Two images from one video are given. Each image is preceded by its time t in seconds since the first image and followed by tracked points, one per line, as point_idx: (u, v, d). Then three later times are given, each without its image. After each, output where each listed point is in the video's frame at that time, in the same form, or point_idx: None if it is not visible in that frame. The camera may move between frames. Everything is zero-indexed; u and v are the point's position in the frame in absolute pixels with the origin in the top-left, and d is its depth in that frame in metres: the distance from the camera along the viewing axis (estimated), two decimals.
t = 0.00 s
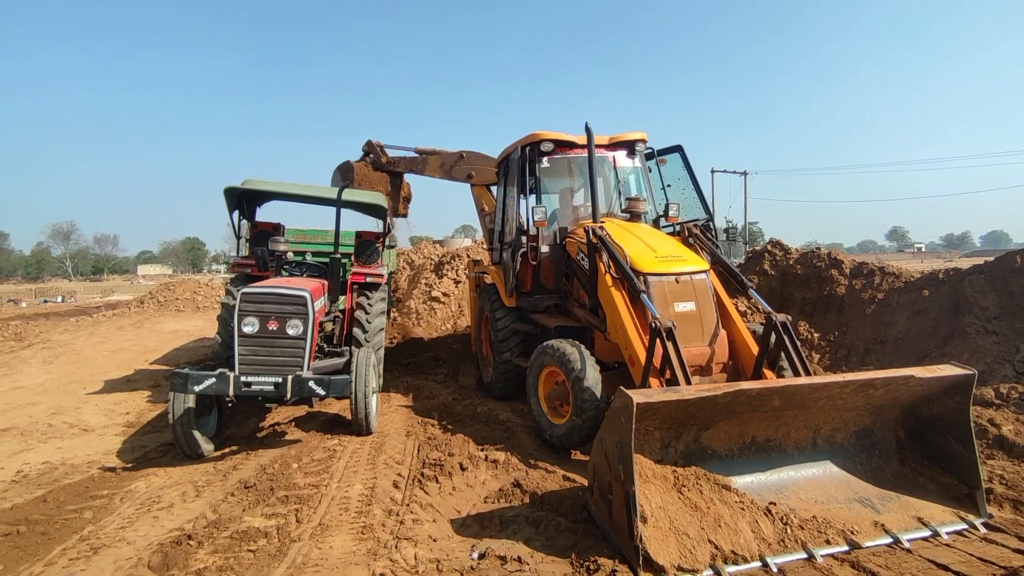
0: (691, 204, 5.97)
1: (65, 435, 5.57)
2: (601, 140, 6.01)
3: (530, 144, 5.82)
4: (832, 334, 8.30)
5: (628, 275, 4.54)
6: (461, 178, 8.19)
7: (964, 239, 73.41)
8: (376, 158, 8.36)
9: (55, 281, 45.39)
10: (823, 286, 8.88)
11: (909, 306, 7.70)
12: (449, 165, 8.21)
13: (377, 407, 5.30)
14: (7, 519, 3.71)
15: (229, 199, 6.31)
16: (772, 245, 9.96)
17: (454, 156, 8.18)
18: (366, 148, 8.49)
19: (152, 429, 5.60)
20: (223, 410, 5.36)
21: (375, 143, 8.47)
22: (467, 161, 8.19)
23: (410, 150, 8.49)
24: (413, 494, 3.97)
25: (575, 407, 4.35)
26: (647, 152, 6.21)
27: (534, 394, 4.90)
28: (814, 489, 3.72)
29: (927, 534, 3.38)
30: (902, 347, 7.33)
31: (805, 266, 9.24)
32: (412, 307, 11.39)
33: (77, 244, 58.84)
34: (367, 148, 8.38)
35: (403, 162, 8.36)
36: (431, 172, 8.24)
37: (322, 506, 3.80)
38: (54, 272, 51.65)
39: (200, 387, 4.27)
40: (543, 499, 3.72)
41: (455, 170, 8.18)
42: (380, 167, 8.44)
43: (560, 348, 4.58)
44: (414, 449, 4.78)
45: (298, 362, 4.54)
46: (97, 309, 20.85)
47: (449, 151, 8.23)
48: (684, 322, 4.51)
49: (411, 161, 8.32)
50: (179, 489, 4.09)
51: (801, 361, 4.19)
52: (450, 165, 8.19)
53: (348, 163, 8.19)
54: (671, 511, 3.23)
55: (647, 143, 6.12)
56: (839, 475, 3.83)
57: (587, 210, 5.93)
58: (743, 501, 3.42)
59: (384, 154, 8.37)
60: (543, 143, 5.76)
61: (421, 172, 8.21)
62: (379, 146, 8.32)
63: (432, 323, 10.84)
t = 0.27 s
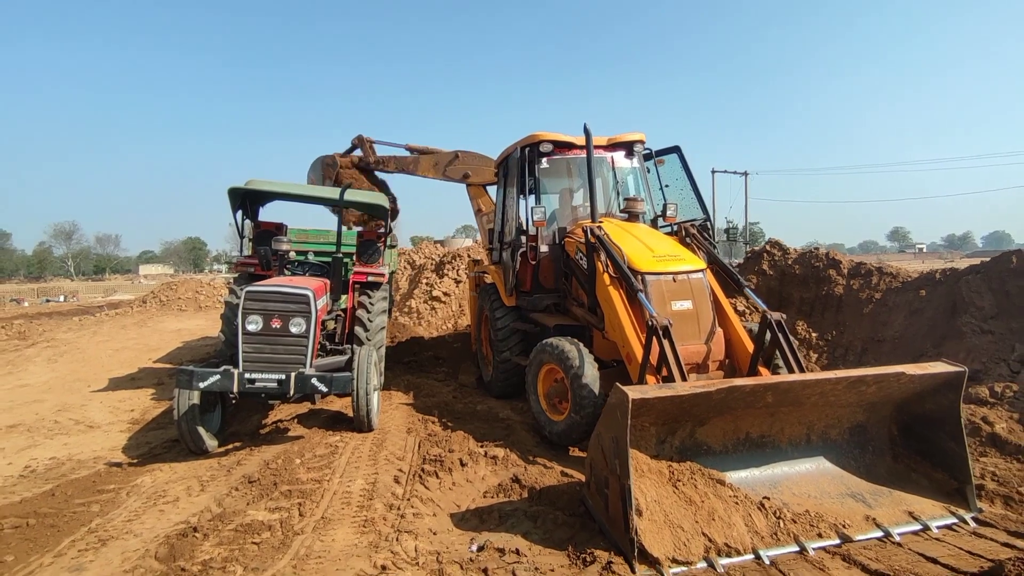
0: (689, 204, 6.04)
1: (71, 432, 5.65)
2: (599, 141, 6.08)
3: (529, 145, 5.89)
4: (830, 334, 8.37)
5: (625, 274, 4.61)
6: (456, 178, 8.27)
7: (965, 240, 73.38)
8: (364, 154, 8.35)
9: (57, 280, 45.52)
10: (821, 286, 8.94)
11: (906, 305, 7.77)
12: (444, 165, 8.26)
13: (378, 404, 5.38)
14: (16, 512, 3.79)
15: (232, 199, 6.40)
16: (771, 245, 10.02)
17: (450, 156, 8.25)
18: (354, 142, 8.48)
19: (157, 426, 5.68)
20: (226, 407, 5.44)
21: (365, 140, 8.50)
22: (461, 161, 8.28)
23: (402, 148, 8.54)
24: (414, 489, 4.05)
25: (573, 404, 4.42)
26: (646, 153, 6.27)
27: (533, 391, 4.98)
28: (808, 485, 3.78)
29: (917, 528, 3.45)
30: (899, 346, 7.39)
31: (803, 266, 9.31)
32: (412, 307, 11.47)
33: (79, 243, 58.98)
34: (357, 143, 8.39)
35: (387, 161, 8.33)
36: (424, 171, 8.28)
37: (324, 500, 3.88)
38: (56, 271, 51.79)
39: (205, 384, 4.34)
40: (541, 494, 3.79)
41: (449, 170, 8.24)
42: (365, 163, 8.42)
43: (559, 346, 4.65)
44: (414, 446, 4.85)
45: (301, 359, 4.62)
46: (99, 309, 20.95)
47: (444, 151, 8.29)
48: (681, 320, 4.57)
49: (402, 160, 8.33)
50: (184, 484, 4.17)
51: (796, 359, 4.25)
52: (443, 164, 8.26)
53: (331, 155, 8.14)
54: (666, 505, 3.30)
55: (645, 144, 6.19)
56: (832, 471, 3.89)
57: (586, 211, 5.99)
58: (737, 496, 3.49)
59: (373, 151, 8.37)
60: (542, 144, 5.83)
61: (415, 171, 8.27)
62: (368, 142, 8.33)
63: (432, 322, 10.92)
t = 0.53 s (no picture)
0: (683, 205, 6.10)
1: (71, 432, 5.69)
2: (594, 143, 6.13)
3: (525, 146, 5.95)
4: (824, 334, 8.44)
5: (620, 274, 4.67)
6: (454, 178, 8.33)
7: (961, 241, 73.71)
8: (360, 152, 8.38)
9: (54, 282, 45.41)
10: (815, 286, 9.02)
11: (899, 305, 7.85)
12: (441, 165, 8.31)
13: (376, 404, 5.42)
14: (18, 511, 3.83)
15: (232, 201, 6.45)
16: (766, 245, 10.10)
17: (447, 156, 8.30)
18: (353, 137, 8.50)
19: (156, 426, 5.72)
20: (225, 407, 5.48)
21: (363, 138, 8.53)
22: (460, 161, 8.33)
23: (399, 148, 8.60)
24: (412, 486, 4.10)
25: (569, 402, 4.47)
26: (640, 154, 6.33)
27: (529, 391, 5.03)
28: (799, 481, 3.85)
29: (906, 523, 3.52)
30: (892, 345, 7.47)
31: (798, 267, 9.39)
32: (410, 308, 11.52)
33: (76, 245, 58.86)
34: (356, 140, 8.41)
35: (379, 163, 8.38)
36: (420, 172, 8.34)
37: (323, 498, 3.93)
38: (53, 273, 51.67)
39: (205, 384, 4.39)
40: (537, 491, 3.84)
41: (447, 170, 8.29)
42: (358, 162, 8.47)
43: (554, 346, 4.71)
44: (412, 444, 4.91)
45: (300, 359, 4.66)
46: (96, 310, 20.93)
47: (442, 152, 8.34)
48: (675, 320, 4.64)
49: (399, 160, 8.38)
50: (184, 482, 4.22)
51: (787, 358, 4.32)
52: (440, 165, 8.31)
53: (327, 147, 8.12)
54: (659, 500, 3.36)
55: (639, 146, 6.24)
56: (824, 468, 3.95)
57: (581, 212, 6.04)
58: (730, 492, 3.55)
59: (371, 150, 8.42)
60: (538, 146, 5.90)
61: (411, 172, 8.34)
62: (368, 140, 8.38)
63: (429, 323, 10.97)
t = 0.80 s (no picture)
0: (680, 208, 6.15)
1: (70, 435, 5.70)
2: (592, 146, 6.18)
3: (523, 149, 6.00)
4: (819, 335, 8.50)
5: (618, 276, 4.72)
6: (452, 180, 8.37)
7: (955, 241, 74.11)
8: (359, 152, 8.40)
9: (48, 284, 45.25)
10: (810, 287, 9.08)
11: (893, 306, 7.91)
12: (438, 167, 8.34)
13: (375, 405, 5.45)
14: (20, 513, 3.86)
15: (230, 204, 6.46)
16: (762, 247, 10.17)
17: (445, 158, 8.34)
18: (355, 136, 8.51)
19: (156, 428, 5.74)
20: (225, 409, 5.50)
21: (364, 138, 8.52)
22: (458, 163, 8.36)
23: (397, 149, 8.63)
24: (412, 487, 4.13)
25: (567, 404, 4.52)
26: (638, 157, 6.39)
27: (527, 392, 5.07)
28: (795, 481, 3.90)
29: (899, 522, 3.57)
30: (887, 346, 7.53)
31: (793, 268, 9.45)
32: (407, 309, 11.54)
33: (71, 247, 58.65)
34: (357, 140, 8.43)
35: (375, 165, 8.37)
36: (418, 174, 8.37)
37: (323, 499, 3.96)
38: (47, 275, 51.49)
39: (205, 386, 4.41)
40: (536, 491, 3.89)
41: (445, 172, 8.33)
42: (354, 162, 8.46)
43: (553, 348, 4.75)
44: (411, 446, 4.94)
45: (300, 362, 4.69)
46: (92, 312, 20.89)
47: (440, 154, 8.38)
48: (672, 322, 4.68)
49: (397, 162, 8.42)
50: (185, 484, 4.25)
51: (783, 359, 4.37)
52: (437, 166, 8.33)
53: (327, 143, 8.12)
54: (657, 500, 3.40)
55: (637, 149, 6.30)
56: (819, 467, 4.00)
57: (579, 214, 6.08)
58: (726, 491, 3.59)
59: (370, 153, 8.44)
60: (536, 149, 5.93)
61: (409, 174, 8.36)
62: (369, 141, 8.41)
63: (427, 325, 11.01)
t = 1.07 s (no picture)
0: (677, 211, 6.19)
1: (67, 439, 5.68)
2: (589, 149, 6.24)
3: (521, 153, 6.04)
4: (814, 336, 8.57)
5: (615, 279, 4.75)
6: (450, 183, 8.39)
7: (947, 243, 74.67)
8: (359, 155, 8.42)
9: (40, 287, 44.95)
10: (805, 289, 9.15)
11: (887, 307, 7.99)
12: (436, 170, 8.36)
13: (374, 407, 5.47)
14: (19, 517, 3.85)
15: (229, 208, 6.49)
16: (756, 249, 10.23)
17: (443, 161, 8.36)
18: (358, 137, 8.52)
19: (153, 432, 5.73)
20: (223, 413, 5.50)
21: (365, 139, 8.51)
22: (455, 166, 8.38)
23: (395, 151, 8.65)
24: (411, 489, 4.15)
25: (566, 405, 4.54)
26: (634, 160, 6.45)
27: (526, 394, 5.10)
28: (792, 481, 3.93)
29: (895, 521, 3.61)
30: (881, 347, 7.60)
31: (788, 270, 9.52)
32: (404, 312, 11.55)
33: (63, 250, 58.29)
34: (358, 141, 8.45)
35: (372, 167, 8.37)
36: (415, 176, 8.40)
37: (323, 502, 3.97)
38: (39, 278, 51.16)
39: (205, 389, 4.41)
40: (536, 492, 3.91)
41: (442, 175, 8.35)
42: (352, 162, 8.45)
43: (551, 350, 4.77)
44: (410, 448, 4.96)
45: (299, 365, 4.70)
46: (85, 316, 20.78)
47: (437, 157, 8.41)
48: (669, 323, 4.72)
49: (394, 164, 8.44)
50: (185, 488, 4.25)
51: (779, 360, 4.41)
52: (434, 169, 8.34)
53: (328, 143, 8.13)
54: (656, 500, 3.43)
55: (634, 152, 6.38)
56: (815, 468, 4.04)
57: (576, 217, 6.13)
58: (724, 491, 3.63)
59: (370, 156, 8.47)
60: (534, 152, 5.97)
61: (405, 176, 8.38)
62: (370, 143, 8.41)
63: (424, 328, 11.02)
